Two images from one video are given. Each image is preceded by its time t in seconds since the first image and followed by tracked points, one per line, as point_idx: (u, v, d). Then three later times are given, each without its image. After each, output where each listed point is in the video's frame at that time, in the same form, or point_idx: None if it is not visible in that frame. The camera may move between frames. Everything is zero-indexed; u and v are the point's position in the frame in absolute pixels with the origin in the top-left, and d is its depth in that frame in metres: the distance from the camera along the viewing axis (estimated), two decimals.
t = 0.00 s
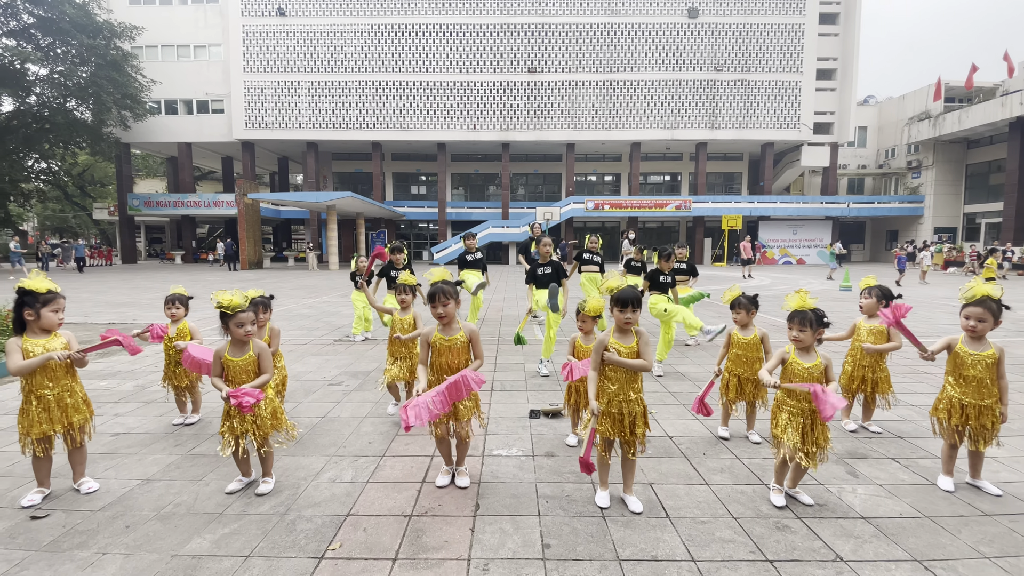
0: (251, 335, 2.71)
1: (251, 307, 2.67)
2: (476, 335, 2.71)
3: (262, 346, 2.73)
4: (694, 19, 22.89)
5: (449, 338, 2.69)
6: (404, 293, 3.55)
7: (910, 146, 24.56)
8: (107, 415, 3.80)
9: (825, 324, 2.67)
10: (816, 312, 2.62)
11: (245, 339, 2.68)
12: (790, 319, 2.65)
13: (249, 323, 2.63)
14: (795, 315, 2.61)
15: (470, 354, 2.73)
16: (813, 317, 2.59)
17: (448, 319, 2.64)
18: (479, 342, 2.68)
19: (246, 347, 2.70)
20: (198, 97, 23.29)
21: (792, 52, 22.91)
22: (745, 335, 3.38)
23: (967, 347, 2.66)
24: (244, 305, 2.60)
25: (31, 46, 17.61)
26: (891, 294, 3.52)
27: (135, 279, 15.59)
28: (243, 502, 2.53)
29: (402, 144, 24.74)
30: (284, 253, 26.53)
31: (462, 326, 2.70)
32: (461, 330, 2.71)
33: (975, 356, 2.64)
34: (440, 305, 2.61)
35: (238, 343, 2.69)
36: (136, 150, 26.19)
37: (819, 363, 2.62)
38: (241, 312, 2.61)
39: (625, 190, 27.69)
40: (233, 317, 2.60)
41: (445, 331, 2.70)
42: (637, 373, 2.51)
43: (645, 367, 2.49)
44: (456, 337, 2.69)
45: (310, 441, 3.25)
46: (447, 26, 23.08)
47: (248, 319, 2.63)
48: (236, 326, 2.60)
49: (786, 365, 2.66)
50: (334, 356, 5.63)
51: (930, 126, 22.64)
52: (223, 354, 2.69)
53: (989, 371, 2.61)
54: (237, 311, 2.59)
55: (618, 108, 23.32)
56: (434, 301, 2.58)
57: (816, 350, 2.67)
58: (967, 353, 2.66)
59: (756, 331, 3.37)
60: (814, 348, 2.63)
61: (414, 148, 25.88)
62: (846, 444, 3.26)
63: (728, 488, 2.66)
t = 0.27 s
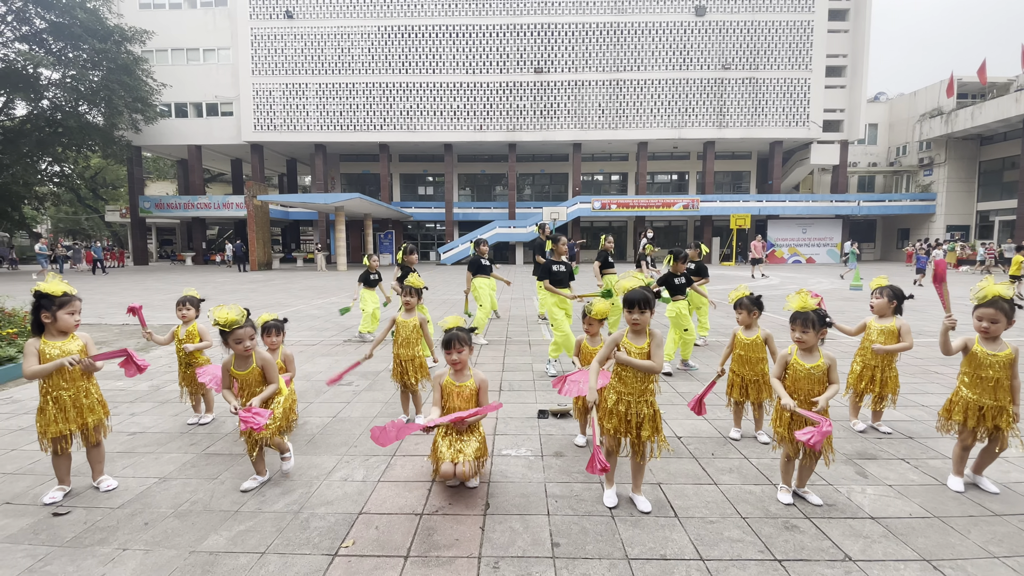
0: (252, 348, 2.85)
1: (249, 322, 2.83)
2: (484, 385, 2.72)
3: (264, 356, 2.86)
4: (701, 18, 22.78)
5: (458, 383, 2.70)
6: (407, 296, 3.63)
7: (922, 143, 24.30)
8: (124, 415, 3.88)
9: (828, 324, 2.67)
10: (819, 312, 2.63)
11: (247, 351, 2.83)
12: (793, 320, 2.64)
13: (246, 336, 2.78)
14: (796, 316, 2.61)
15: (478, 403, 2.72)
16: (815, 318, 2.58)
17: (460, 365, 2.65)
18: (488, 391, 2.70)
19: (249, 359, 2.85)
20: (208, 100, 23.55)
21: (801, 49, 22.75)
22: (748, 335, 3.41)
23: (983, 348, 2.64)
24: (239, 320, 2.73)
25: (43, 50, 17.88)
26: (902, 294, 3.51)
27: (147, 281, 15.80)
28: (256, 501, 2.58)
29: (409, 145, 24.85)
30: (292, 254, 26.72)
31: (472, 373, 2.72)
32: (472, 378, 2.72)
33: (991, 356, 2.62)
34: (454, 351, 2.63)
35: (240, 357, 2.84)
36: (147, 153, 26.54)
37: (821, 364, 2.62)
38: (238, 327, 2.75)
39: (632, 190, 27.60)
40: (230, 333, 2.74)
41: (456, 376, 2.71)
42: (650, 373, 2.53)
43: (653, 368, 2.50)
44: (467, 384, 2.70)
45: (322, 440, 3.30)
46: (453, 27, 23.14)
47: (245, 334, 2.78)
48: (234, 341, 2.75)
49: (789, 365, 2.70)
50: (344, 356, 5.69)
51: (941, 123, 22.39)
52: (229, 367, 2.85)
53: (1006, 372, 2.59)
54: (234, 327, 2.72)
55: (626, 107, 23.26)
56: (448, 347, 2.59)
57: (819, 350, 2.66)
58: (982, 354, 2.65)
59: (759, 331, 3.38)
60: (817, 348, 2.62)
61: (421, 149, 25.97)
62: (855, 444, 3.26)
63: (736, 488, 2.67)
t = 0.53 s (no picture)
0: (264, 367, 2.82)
1: (259, 341, 2.81)
2: (492, 397, 2.71)
3: (275, 375, 2.79)
4: (708, 14, 22.64)
5: (465, 398, 2.69)
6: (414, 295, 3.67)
7: (931, 139, 24.08)
8: (136, 413, 3.92)
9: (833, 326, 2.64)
10: (822, 313, 2.60)
11: (259, 371, 2.80)
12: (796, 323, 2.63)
13: (258, 357, 2.75)
14: (800, 319, 2.59)
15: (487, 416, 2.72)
16: (819, 321, 2.57)
17: (469, 380, 2.66)
18: (497, 403, 2.69)
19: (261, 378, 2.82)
20: (214, 100, 23.68)
21: (808, 45, 22.58)
22: (756, 334, 3.41)
23: (1001, 345, 2.61)
24: (246, 342, 2.68)
25: (52, 51, 18.04)
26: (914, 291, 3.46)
27: (156, 280, 15.89)
28: (269, 499, 2.60)
29: (414, 143, 24.89)
30: (299, 253, 26.86)
31: (479, 386, 2.71)
32: (479, 391, 2.71)
33: (1008, 354, 2.59)
34: (466, 365, 2.64)
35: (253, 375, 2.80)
36: (154, 153, 26.74)
37: (824, 366, 2.60)
38: (248, 348, 2.73)
39: (638, 187, 27.51)
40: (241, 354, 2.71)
41: (463, 389, 2.71)
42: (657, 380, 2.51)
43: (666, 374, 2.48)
44: (473, 398, 2.69)
45: (333, 438, 3.32)
46: (459, 25, 23.11)
47: (257, 355, 2.75)
48: (245, 363, 2.72)
49: (792, 366, 2.69)
50: (353, 355, 5.72)
51: (951, 119, 22.19)
52: (244, 386, 2.84)
53: (1023, 370, 2.56)
54: (239, 352, 2.66)
55: (631, 105, 23.17)
56: (461, 361, 2.61)
57: (824, 352, 2.65)
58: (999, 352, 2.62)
59: (766, 331, 3.39)
60: (820, 351, 2.61)
61: (427, 148, 26.02)
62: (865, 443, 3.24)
63: (746, 487, 2.67)
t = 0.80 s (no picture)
0: (281, 386, 2.78)
1: (274, 362, 2.73)
2: (497, 398, 2.71)
3: (294, 396, 2.79)
4: (711, 11, 22.56)
5: (470, 398, 2.69)
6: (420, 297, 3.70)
7: (935, 137, 23.97)
8: (143, 410, 3.94)
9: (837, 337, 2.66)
10: (828, 324, 2.61)
11: (276, 391, 2.75)
12: (801, 332, 2.64)
13: (272, 379, 2.69)
14: (804, 328, 2.61)
15: (491, 417, 2.74)
16: (823, 330, 2.58)
17: (472, 377, 2.65)
18: (502, 404, 2.69)
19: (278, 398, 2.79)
20: (217, 98, 23.73)
21: (812, 42, 22.49)
22: (765, 333, 3.45)
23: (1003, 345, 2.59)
24: (263, 364, 2.66)
25: (56, 50, 18.11)
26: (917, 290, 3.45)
27: (159, 278, 15.93)
28: (276, 495, 2.62)
29: (417, 142, 24.89)
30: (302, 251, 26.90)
31: (484, 386, 2.71)
32: (484, 391, 2.71)
33: (1010, 354, 2.57)
34: (468, 360, 2.65)
35: (271, 396, 2.78)
36: (158, 152, 26.79)
37: (826, 378, 2.61)
38: (263, 369, 2.67)
39: (640, 186, 27.46)
40: (256, 375, 2.66)
41: (468, 390, 2.71)
42: (653, 409, 2.50)
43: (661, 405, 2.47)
44: (478, 399, 2.69)
45: (338, 436, 3.34)
46: (461, 23, 23.09)
47: (272, 376, 2.69)
48: (260, 385, 2.67)
49: (796, 376, 2.71)
50: (357, 353, 5.74)
51: (956, 117, 22.08)
52: (262, 407, 2.80)
53: None
54: (257, 372, 2.65)
55: (634, 103, 23.12)
56: (463, 357, 2.62)
57: (828, 362, 2.65)
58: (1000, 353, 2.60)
59: (776, 329, 3.41)
60: (824, 361, 2.61)
61: (428, 146, 26.03)
62: (870, 441, 3.24)
63: (751, 484, 2.67)
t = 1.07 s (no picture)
0: (296, 383, 2.84)
1: (288, 361, 2.77)
2: (496, 399, 2.69)
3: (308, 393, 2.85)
4: (711, 9, 22.53)
5: (471, 398, 2.71)
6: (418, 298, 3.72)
7: (936, 136, 23.96)
8: (143, 406, 3.94)
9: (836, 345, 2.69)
10: (827, 332, 2.63)
11: (291, 388, 2.81)
12: (801, 339, 2.68)
13: (286, 378, 2.73)
14: (804, 335, 2.65)
15: (489, 418, 2.72)
16: (824, 337, 2.62)
17: (472, 378, 2.66)
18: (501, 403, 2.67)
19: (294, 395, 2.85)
20: (217, 95, 23.69)
21: (812, 41, 22.47)
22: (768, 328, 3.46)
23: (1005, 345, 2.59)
24: (277, 363, 2.71)
25: (55, 46, 18.06)
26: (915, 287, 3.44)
27: (159, 275, 15.91)
28: (277, 490, 2.62)
29: (417, 139, 24.87)
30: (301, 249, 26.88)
31: (485, 387, 2.71)
32: (484, 391, 2.71)
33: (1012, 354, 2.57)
34: (467, 363, 2.66)
35: (287, 393, 2.84)
36: (157, 149, 26.74)
37: (822, 385, 2.65)
38: (277, 368, 2.72)
39: (640, 184, 27.44)
40: (271, 373, 2.72)
41: (468, 389, 2.72)
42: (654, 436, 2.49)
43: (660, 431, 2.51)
44: (478, 399, 2.70)
45: (339, 432, 3.34)
46: (461, 20, 23.03)
47: (285, 375, 2.73)
48: (275, 383, 2.73)
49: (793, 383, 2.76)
50: (357, 350, 5.74)
51: (956, 116, 22.08)
52: (276, 402, 2.85)
53: None
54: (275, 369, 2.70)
55: (634, 101, 23.10)
56: (462, 359, 2.63)
57: (825, 368, 2.70)
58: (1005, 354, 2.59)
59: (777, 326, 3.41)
60: (820, 368, 2.67)
61: (428, 144, 26.01)
62: (869, 439, 3.25)
63: (751, 481, 2.68)
